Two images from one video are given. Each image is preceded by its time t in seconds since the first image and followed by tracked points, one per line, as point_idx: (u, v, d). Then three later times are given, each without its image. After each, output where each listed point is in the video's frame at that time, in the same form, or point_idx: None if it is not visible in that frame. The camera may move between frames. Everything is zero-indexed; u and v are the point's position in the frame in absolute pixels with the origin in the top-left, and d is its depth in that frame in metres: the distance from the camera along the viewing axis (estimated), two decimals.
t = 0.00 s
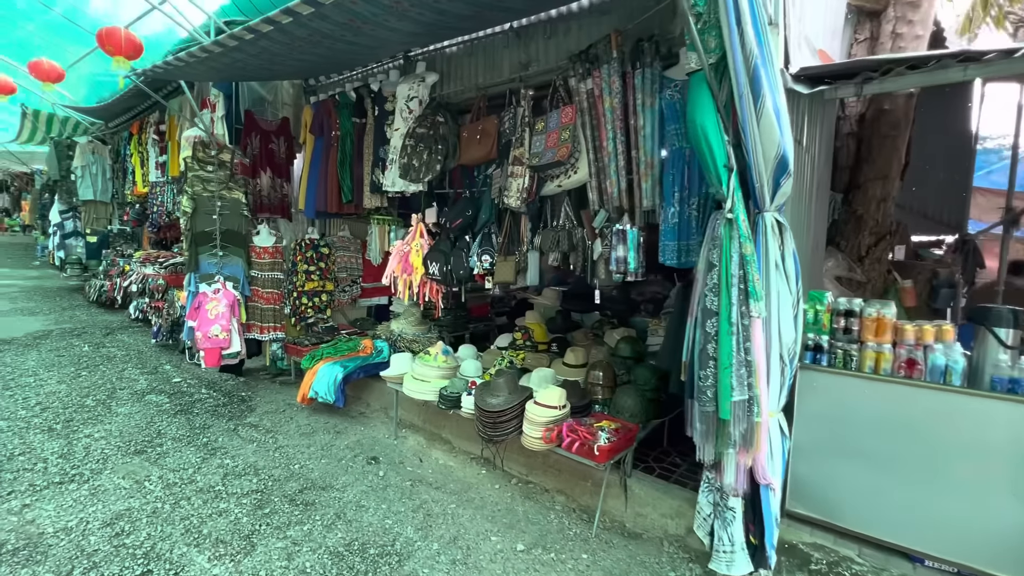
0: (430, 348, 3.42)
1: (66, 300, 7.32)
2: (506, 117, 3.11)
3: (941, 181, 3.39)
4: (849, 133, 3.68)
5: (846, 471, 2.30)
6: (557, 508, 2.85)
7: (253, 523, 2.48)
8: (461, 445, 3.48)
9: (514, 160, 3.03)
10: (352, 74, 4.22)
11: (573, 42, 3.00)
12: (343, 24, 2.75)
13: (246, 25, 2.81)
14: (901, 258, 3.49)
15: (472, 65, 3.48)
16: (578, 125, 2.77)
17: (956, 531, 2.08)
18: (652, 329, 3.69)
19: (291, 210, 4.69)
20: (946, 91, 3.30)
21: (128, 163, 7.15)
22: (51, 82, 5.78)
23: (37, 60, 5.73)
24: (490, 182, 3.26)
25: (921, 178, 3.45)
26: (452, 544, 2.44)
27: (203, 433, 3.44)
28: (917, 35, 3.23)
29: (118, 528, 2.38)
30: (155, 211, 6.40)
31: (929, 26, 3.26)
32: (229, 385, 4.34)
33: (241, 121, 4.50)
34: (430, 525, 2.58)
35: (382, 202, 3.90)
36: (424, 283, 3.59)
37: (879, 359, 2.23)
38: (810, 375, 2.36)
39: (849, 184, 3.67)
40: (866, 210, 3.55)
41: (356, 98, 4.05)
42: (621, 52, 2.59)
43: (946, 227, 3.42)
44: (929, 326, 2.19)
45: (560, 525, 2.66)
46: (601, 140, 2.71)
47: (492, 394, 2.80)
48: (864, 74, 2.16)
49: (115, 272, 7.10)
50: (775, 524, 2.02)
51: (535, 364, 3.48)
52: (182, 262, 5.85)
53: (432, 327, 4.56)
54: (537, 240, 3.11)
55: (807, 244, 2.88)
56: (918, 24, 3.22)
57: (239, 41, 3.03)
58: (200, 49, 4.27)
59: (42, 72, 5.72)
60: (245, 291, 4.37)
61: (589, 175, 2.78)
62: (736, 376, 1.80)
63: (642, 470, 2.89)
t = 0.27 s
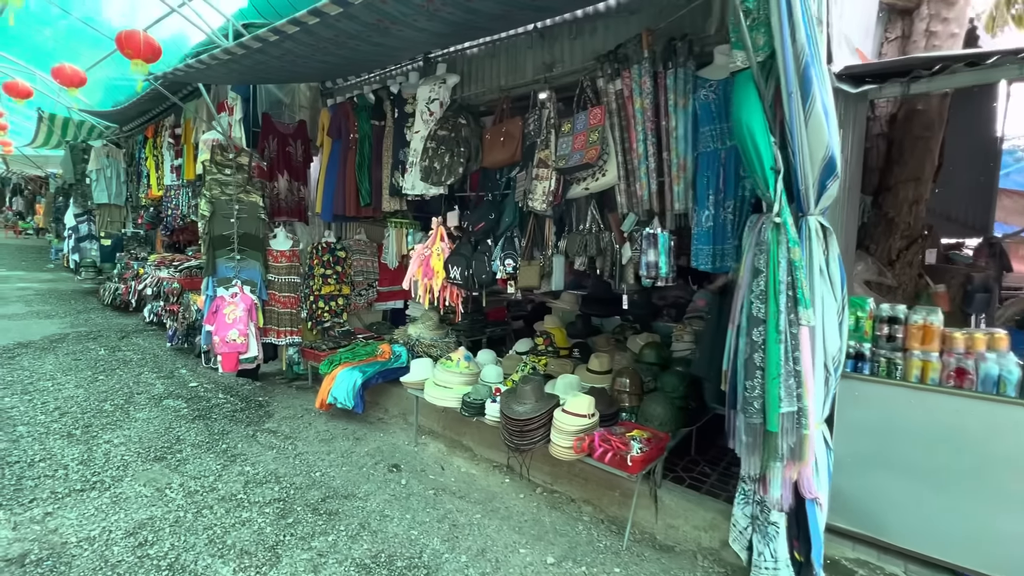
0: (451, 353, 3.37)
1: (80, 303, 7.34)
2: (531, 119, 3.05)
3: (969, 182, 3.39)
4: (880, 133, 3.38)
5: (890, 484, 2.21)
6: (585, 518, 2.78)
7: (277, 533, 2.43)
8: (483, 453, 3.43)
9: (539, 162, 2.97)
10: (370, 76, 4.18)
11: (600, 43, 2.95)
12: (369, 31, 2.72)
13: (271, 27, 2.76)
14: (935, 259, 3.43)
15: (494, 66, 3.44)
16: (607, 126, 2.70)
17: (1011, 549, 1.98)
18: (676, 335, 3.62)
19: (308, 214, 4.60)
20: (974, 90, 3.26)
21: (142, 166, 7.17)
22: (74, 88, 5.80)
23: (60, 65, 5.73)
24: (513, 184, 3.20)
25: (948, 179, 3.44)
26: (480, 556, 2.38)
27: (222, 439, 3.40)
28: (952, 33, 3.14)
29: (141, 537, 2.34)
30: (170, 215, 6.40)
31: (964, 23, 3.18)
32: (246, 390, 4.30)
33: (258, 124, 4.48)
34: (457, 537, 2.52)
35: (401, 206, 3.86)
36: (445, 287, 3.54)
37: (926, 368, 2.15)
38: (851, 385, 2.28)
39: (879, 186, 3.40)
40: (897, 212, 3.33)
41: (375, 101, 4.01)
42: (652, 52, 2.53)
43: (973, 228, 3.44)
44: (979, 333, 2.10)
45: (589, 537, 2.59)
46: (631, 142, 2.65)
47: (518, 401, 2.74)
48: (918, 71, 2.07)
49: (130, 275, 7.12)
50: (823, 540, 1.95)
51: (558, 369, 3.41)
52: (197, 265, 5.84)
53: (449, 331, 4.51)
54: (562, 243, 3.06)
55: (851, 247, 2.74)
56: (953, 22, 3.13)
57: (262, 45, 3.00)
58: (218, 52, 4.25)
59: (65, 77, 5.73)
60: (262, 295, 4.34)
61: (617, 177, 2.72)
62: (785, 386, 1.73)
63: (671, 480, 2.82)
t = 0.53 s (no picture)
0: (474, 361, 3.32)
1: (93, 307, 7.35)
2: (557, 124, 3.01)
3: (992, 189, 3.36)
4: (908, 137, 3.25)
5: (935, 499, 2.15)
6: (613, 531, 2.73)
7: (304, 547, 2.39)
8: (506, 462, 3.38)
9: (565, 168, 2.93)
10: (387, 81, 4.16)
11: (627, 47, 2.91)
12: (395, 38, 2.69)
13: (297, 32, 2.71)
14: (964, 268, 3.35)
15: (517, 70, 3.40)
16: (637, 132, 2.66)
17: None
18: (700, 342, 3.57)
19: (325, 218, 4.65)
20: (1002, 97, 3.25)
21: (156, 170, 7.18)
22: (88, 91, 5.79)
23: (76, 69, 5.75)
24: (538, 189, 3.17)
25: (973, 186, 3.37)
26: (511, 571, 2.33)
27: (242, 447, 3.37)
28: (986, 35, 3.08)
29: (167, 550, 2.30)
30: (183, 219, 6.40)
31: (998, 25, 3.11)
32: (263, 396, 4.27)
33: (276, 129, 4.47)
34: (485, 550, 2.48)
35: (421, 211, 3.83)
36: (467, 293, 3.48)
37: (973, 380, 2.08)
38: (893, 396, 2.22)
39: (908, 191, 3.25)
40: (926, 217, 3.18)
41: (394, 106, 3.97)
42: (685, 56, 2.48)
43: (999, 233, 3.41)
44: None
45: (619, 550, 2.54)
46: (661, 148, 2.61)
47: (546, 411, 2.69)
48: (964, 77, 2.02)
49: (143, 279, 7.12)
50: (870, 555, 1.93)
51: (581, 377, 3.37)
52: (211, 269, 5.83)
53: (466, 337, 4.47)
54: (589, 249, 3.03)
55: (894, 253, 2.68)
56: (987, 24, 3.06)
57: (286, 53, 2.98)
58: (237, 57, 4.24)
59: (81, 79, 5.72)
60: (280, 300, 4.31)
61: (647, 183, 2.67)
62: (835, 400, 1.68)
63: (701, 492, 2.77)
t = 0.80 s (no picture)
0: (490, 365, 3.29)
1: (102, 310, 7.35)
2: (575, 127, 2.99)
3: None
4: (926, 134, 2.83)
5: (967, 508, 2.12)
6: (634, 538, 2.70)
7: (324, 553, 2.37)
8: (522, 467, 3.35)
9: (583, 171, 2.92)
10: (400, 84, 4.14)
11: (647, 50, 2.90)
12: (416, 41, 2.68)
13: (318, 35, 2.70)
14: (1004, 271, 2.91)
15: (534, 73, 3.39)
16: (659, 135, 2.63)
17: None
18: (717, 346, 3.54)
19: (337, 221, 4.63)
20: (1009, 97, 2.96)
21: (164, 173, 7.18)
22: (92, 92, 5.78)
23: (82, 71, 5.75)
24: (556, 193, 3.15)
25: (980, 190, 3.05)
26: None
27: (257, 452, 3.35)
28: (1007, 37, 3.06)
29: (187, 556, 2.28)
30: (193, 222, 6.39)
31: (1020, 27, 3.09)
32: (275, 400, 4.25)
33: (288, 132, 4.45)
34: (507, 557, 2.45)
35: (435, 214, 3.81)
36: (483, 297, 3.46)
37: (1006, 387, 2.05)
38: (923, 403, 2.19)
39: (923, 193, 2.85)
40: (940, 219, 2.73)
41: (408, 108, 3.96)
42: (709, 58, 2.46)
43: None
44: None
45: (641, 557, 2.51)
46: (683, 150, 2.59)
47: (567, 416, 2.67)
48: (1001, 79, 1.99)
49: (151, 282, 7.12)
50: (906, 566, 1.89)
51: (598, 381, 3.34)
52: (220, 272, 5.82)
53: (479, 340, 4.45)
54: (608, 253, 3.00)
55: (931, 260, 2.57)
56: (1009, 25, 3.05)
57: (305, 57, 2.97)
58: (250, 59, 4.23)
59: (86, 80, 5.70)
60: (292, 304, 4.29)
61: (669, 186, 2.65)
62: (872, 407, 1.65)
63: (723, 499, 2.74)
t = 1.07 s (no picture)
0: (503, 365, 3.23)
1: (104, 311, 7.29)
2: (591, 124, 2.94)
3: None
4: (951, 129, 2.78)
5: (1002, 513, 2.06)
6: (654, 543, 2.64)
7: (338, 559, 2.31)
8: (535, 470, 3.30)
9: (600, 169, 2.87)
10: (409, 81, 4.10)
11: (665, 45, 2.85)
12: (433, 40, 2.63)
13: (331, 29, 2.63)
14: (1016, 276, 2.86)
15: (547, 70, 3.35)
16: (679, 131, 2.58)
17: None
18: (733, 347, 3.50)
19: (344, 221, 4.58)
20: None
21: (168, 173, 7.13)
22: (91, 89, 5.72)
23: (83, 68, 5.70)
24: (571, 191, 3.10)
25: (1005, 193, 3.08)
26: None
27: (265, 454, 3.29)
28: None
29: (198, 563, 2.22)
30: (196, 222, 6.34)
31: None
32: (282, 402, 4.18)
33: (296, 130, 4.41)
34: (525, 563, 2.39)
35: (446, 213, 3.76)
36: (495, 297, 3.42)
37: None
38: (955, 406, 2.13)
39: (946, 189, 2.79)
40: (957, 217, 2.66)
41: (418, 106, 3.92)
42: (731, 52, 2.41)
43: None
44: None
45: (662, 563, 2.45)
46: (704, 147, 2.55)
47: (585, 419, 2.61)
48: None
49: (155, 283, 7.06)
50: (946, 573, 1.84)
51: (613, 383, 3.28)
52: (225, 273, 5.77)
53: (488, 341, 4.39)
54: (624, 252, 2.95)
55: (957, 259, 2.50)
56: None
57: (317, 54, 2.92)
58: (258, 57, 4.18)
59: (85, 76, 5.64)
60: (299, 304, 4.24)
61: (689, 184, 2.60)
62: (913, 410, 1.59)
63: (744, 503, 2.69)
